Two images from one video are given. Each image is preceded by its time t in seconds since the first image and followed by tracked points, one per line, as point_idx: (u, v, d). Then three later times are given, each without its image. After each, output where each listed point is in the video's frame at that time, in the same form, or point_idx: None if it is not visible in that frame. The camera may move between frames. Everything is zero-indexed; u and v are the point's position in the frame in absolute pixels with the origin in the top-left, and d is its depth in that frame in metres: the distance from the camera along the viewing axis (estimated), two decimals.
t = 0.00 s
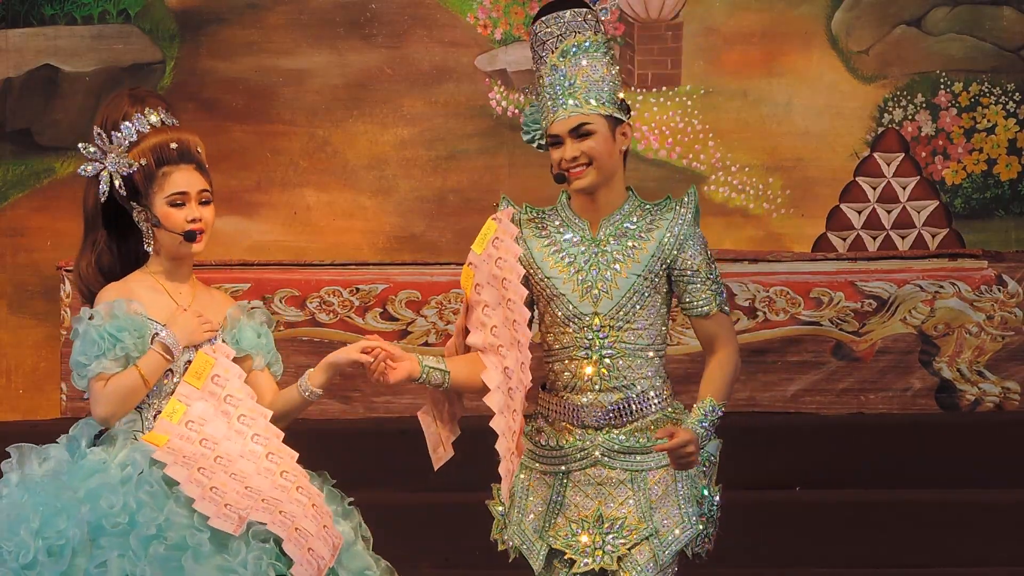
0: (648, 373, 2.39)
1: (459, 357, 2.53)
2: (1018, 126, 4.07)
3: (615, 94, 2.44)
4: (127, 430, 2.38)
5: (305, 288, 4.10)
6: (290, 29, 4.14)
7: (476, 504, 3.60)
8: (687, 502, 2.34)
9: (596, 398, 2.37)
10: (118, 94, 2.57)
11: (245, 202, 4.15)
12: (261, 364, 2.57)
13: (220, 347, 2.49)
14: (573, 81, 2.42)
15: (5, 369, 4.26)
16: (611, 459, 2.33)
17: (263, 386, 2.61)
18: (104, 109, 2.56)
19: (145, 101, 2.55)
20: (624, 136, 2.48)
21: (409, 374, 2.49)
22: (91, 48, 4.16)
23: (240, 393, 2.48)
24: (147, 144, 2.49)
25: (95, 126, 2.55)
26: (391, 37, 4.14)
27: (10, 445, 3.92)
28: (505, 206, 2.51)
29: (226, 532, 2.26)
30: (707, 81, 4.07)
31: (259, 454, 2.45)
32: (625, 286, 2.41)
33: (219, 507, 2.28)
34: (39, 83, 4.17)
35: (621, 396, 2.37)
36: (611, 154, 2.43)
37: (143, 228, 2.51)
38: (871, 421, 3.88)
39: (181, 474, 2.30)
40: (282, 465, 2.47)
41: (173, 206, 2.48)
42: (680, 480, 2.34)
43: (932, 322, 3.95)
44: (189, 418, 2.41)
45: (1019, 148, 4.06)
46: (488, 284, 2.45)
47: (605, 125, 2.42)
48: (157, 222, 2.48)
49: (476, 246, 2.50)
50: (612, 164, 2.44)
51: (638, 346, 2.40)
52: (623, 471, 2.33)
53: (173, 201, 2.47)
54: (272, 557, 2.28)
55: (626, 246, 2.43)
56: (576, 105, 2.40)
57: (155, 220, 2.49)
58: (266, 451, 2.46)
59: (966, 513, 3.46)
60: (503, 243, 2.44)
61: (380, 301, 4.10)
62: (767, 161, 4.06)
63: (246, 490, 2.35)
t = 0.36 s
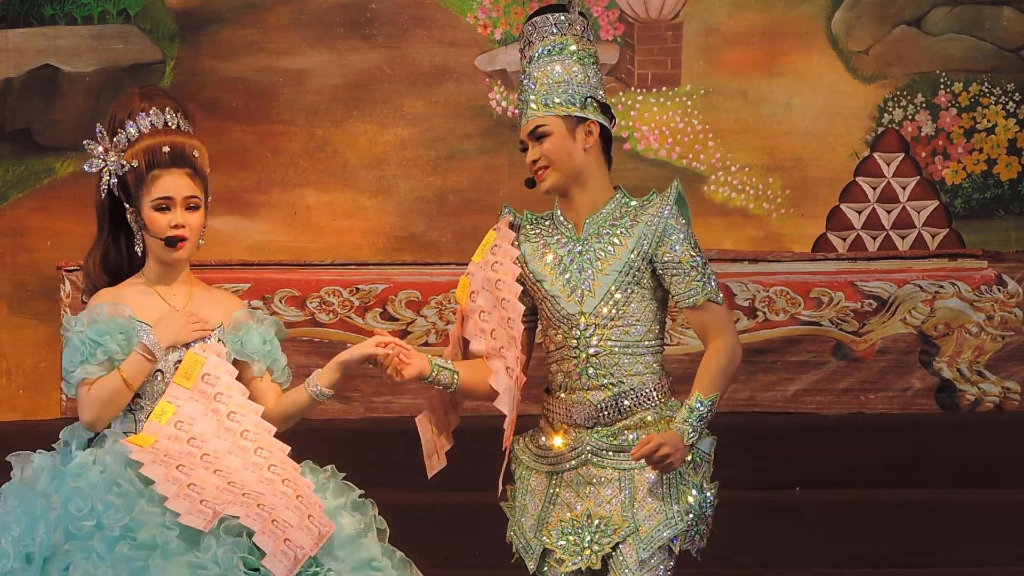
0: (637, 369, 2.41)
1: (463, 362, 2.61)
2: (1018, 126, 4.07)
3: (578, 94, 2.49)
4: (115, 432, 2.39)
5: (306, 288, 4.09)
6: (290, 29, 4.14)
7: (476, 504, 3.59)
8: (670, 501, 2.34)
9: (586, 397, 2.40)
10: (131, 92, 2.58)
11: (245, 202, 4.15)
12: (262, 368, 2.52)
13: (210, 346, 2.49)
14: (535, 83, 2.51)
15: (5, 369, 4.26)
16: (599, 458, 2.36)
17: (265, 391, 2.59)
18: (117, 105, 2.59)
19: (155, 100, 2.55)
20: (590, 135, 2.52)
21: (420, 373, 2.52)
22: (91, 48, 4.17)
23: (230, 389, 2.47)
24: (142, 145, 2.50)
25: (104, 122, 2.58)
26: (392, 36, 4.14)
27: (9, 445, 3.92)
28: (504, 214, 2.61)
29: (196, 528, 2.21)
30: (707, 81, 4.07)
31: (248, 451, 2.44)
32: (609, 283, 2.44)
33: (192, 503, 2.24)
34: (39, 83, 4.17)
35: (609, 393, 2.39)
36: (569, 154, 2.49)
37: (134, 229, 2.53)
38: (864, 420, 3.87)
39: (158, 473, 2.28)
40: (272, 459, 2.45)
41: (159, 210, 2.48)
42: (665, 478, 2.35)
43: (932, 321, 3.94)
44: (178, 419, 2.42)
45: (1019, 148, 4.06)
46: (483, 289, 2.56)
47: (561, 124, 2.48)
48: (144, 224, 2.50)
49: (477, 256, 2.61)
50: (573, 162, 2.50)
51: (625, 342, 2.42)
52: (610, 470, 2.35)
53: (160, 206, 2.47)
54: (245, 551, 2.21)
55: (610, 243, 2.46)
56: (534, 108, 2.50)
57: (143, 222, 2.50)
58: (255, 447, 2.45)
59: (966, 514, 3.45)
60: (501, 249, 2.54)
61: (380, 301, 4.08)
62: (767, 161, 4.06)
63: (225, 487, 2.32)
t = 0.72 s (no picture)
0: (627, 366, 2.37)
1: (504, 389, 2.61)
2: (1018, 126, 4.07)
3: (579, 92, 2.46)
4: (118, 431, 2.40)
5: (306, 288, 4.08)
6: (290, 29, 4.14)
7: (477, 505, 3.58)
8: (657, 498, 2.32)
9: (583, 397, 2.39)
10: (155, 84, 2.58)
11: (245, 202, 4.15)
12: (270, 360, 2.46)
13: (203, 339, 2.45)
14: (545, 80, 2.51)
15: (5, 369, 4.26)
16: (596, 458, 2.36)
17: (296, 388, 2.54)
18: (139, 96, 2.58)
19: (175, 94, 2.54)
20: (587, 134, 2.47)
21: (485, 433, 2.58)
22: (91, 48, 4.17)
23: (218, 379, 2.41)
24: (152, 139, 2.48)
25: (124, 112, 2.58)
26: (391, 37, 4.14)
27: (9, 445, 3.92)
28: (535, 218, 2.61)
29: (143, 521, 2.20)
30: (707, 81, 4.07)
31: (224, 439, 2.39)
32: (597, 281, 2.41)
33: (148, 497, 2.23)
34: (40, 83, 4.17)
35: (601, 391, 2.37)
36: (565, 152, 2.47)
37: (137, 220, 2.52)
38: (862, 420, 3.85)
39: (122, 468, 2.27)
40: (247, 447, 2.39)
41: (160, 206, 2.46)
42: (651, 477, 2.33)
43: (932, 321, 3.93)
44: (164, 412, 2.38)
45: (1019, 148, 4.06)
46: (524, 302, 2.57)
47: (561, 120, 2.46)
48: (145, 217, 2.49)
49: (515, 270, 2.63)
50: (570, 159, 2.47)
51: (614, 339, 2.38)
52: (604, 471, 2.34)
53: (161, 201, 2.45)
54: (189, 545, 2.18)
55: (596, 240, 2.43)
56: (538, 103, 2.50)
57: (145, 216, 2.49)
58: (233, 435, 2.39)
59: (967, 512, 3.44)
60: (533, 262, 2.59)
61: (380, 301, 4.07)
62: (767, 161, 4.06)
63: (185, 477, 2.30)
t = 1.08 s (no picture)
0: (651, 367, 2.18)
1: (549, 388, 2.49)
2: (1018, 126, 4.07)
3: (617, 89, 2.27)
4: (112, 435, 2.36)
5: (305, 287, 3.94)
6: (290, 29, 4.15)
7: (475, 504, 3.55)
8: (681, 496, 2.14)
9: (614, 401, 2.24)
10: (168, 82, 2.49)
11: (245, 202, 4.15)
12: (272, 364, 2.40)
13: (205, 342, 2.37)
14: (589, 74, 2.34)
15: (5, 369, 4.26)
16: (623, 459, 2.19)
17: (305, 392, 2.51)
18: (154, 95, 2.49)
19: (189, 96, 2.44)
20: (620, 134, 2.29)
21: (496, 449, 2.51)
22: (91, 48, 4.17)
23: (213, 380, 2.34)
24: (162, 142, 2.39)
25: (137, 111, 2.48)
26: (391, 36, 4.15)
27: (7, 444, 3.91)
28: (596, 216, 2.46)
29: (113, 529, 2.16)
30: (707, 81, 4.08)
31: (209, 438, 2.31)
32: (621, 281, 2.25)
33: (123, 504, 2.19)
34: (40, 83, 4.18)
35: (626, 395, 2.20)
36: (597, 152, 2.31)
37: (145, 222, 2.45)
38: (865, 421, 3.85)
39: (105, 475, 2.23)
40: (230, 445, 2.31)
41: (168, 212, 2.37)
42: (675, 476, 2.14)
43: (932, 322, 3.87)
44: (163, 415, 2.31)
45: (1019, 148, 4.07)
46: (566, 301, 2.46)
47: (597, 119, 2.30)
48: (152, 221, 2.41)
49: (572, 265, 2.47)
50: (603, 162, 2.31)
51: (637, 340, 2.20)
52: (631, 472, 2.16)
53: (169, 206, 2.37)
54: (155, 550, 2.12)
55: (621, 238, 2.26)
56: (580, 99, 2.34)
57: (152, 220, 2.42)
58: (218, 433, 2.31)
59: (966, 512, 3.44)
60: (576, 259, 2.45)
61: (381, 301, 3.92)
62: (767, 161, 4.06)
63: (159, 480, 2.24)
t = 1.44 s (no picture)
0: (686, 374, 2.03)
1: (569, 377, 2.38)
2: (1018, 126, 4.07)
3: (650, 97, 2.10)
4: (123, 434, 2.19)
5: (305, 287, 3.91)
6: (290, 28, 4.15)
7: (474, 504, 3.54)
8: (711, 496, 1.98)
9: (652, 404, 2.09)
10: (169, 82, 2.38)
11: (244, 202, 4.15)
12: (287, 359, 2.26)
13: (217, 342, 2.24)
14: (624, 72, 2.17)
15: (5, 369, 4.26)
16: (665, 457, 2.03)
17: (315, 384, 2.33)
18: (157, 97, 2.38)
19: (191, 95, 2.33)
20: (649, 143, 2.14)
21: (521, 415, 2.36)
22: (91, 48, 4.17)
23: (229, 382, 2.20)
24: (165, 142, 2.29)
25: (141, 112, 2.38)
26: (391, 36, 4.14)
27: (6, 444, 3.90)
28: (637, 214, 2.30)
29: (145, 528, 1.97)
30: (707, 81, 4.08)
31: (228, 440, 2.15)
32: (654, 285, 2.09)
33: (150, 503, 2.01)
34: (40, 83, 4.18)
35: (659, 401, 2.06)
36: (624, 159, 2.15)
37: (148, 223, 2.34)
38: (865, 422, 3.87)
39: (128, 474, 2.05)
40: (254, 447, 2.15)
41: (173, 211, 2.27)
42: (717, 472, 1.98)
43: (932, 322, 3.83)
44: (177, 415, 2.16)
45: (1019, 149, 4.07)
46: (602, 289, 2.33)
47: (629, 123, 2.14)
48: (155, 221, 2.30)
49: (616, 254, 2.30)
50: (629, 169, 2.16)
51: (670, 347, 2.06)
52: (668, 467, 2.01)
53: (173, 205, 2.27)
54: (192, 547, 1.93)
55: (651, 242, 2.10)
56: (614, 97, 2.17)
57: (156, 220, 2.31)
58: (241, 436, 2.16)
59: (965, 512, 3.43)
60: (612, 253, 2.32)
61: (380, 301, 3.89)
62: (767, 161, 4.07)
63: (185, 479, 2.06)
